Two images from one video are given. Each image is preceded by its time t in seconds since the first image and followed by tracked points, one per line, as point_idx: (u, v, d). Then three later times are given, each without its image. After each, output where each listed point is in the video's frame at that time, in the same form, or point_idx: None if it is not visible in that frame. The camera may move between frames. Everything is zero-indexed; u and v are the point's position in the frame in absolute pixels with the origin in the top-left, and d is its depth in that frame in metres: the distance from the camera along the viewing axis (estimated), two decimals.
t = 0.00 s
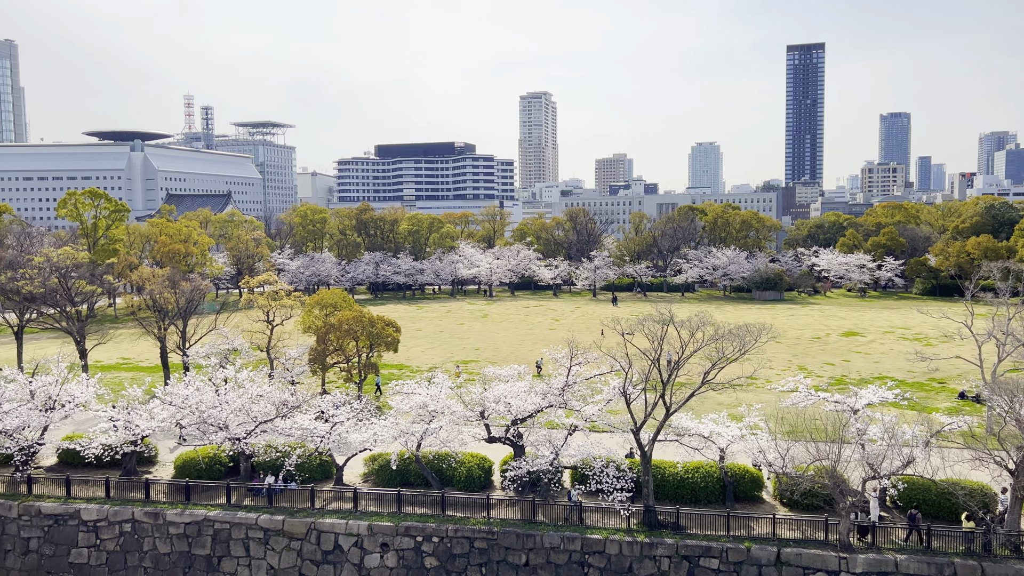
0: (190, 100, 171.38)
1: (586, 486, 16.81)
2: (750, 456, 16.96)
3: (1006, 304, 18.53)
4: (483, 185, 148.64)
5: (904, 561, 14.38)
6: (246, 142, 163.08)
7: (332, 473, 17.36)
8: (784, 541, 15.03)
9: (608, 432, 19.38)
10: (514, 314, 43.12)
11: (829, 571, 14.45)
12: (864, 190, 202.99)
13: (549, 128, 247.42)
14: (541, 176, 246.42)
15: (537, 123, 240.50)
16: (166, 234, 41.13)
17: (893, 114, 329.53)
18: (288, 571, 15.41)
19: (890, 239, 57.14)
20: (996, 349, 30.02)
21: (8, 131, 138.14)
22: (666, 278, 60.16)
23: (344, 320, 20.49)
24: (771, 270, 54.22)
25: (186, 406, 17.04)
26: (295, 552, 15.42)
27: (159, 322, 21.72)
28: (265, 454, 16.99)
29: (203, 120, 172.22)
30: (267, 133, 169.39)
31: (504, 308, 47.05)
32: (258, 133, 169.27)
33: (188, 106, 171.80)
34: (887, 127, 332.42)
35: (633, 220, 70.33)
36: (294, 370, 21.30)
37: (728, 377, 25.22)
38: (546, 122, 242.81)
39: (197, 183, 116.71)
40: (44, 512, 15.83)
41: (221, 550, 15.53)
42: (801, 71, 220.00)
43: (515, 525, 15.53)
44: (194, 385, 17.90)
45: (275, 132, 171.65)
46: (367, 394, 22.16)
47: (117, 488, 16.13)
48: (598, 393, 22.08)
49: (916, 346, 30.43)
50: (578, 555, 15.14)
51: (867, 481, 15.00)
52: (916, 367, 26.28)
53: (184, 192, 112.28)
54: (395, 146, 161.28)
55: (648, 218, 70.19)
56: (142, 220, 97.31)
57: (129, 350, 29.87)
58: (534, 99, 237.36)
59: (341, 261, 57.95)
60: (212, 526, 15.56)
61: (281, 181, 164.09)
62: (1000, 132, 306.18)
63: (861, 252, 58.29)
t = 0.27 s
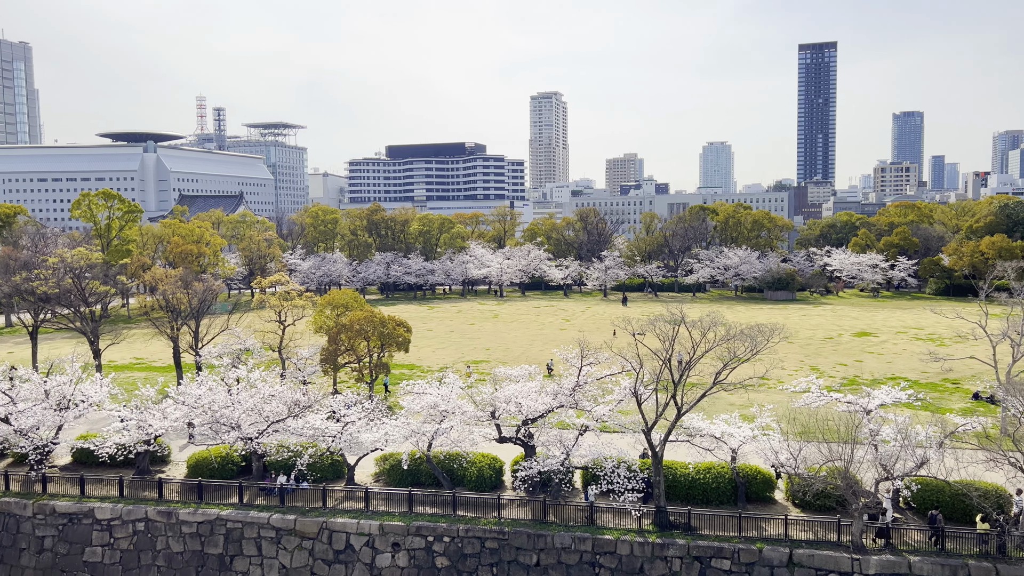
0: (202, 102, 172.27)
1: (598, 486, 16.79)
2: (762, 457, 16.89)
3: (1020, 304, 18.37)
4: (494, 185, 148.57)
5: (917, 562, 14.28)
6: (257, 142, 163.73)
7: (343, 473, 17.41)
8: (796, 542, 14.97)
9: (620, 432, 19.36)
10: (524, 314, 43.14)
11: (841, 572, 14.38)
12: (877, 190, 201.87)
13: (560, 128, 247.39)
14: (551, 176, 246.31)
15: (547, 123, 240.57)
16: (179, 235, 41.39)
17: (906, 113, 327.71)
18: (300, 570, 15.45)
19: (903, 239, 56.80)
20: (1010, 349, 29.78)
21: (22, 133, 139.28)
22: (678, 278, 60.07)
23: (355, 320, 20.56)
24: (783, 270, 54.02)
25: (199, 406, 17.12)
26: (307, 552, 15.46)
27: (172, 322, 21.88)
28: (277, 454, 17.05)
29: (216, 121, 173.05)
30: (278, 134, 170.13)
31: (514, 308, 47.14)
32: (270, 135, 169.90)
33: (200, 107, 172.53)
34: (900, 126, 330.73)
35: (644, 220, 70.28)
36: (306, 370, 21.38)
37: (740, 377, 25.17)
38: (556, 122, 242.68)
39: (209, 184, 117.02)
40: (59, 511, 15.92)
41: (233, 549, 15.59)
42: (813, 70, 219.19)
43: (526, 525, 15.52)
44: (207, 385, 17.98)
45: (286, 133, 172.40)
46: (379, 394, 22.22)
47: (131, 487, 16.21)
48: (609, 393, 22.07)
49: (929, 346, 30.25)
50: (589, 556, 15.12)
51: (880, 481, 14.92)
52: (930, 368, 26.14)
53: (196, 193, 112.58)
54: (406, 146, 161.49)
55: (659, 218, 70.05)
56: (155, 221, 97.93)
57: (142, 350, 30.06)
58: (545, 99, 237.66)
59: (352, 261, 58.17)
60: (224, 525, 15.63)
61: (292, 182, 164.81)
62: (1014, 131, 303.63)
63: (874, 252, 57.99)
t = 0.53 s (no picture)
0: (213, 103, 173.14)
1: (609, 487, 16.75)
2: (774, 458, 16.83)
3: None
4: (504, 185, 148.47)
5: (931, 564, 14.17)
6: (268, 143, 164.44)
7: (355, 472, 17.44)
8: (808, 543, 14.89)
9: (631, 432, 19.33)
10: (535, 314, 43.13)
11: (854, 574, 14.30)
12: (890, 189, 200.64)
13: (571, 128, 247.32)
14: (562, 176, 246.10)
15: (557, 123, 240.61)
16: (192, 235, 41.59)
17: (920, 112, 325.58)
18: (312, 569, 15.49)
19: (916, 238, 56.43)
20: None
21: (37, 134, 140.36)
22: (689, 278, 59.93)
23: (367, 320, 20.61)
24: (795, 270, 53.76)
25: (212, 405, 17.20)
26: (318, 551, 15.50)
27: (185, 322, 22.01)
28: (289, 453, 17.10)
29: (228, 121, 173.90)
30: (290, 134, 170.81)
31: (525, 308, 47.18)
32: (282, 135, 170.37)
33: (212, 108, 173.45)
34: (914, 126, 328.98)
35: (655, 219, 70.12)
36: (318, 369, 21.44)
37: (752, 378, 25.08)
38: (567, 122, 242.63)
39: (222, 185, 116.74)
40: (73, 509, 16.01)
41: (245, 548, 15.65)
42: (825, 69, 218.33)
43: (537, 525, 15.51)
44: (219, 384, 18.07)
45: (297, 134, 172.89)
46: (390, 394, 22.25)
47: (144, 485, 16.30)
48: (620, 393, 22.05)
49: (943, 346, 30.05)
50: (600, 556, 15.09)
51: (893, 482, 14.83)
52: (944, 368, 25.97)
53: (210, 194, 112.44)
54: (417, 146, 161.84)
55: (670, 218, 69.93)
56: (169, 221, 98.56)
57: (155, 349, 30.24)
58: (557, 99, 237.93)
59: (363, 261, 58.28)
60: (236, 524, 15.70)
61: (304, 182, 165.37)
62: None
63: (887, 252, 57.64)
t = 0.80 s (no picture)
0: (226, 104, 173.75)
1: (620, 487, 16.71)
2: (786, 459, 16.77)
3: None
4: (515, 185, 148.41)
5: (945, 566, 14.07)
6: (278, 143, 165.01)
7: (366, 471, 17.46)
8: (821, 544, 14.82)
9: (642, 433, 19.27)
10: (546, 314, 43.11)
11: None
12: (903, 189, 199.48)
13: (582, 127, 247.15)
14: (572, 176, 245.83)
15: (569, 123, 240.51)
16: (205, 235, 41.79)
17: (933, 112, 323.67)
18: (323, 568, 15.53)
19: (930, 238, 56.07)
20: None
21: (51, 135, 141.45)
22: (701, 278, 59.77)
23: (377, 320, 20.66)
24: (807, 270, 53.50)
25: (224, 404, 17.28)
26: (330, 550, 15.54)
27: (197, 322, 22.14)
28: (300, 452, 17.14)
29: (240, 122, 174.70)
30: (302, 135, 171.34)
31: (536, 308, 47.13)
32: (293, 136, 170.77)
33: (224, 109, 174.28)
34: (927, 125, 327.12)
35: (667, 219, 69.97)
36: (329, 369, 21.49)
37: (764, 378, 24.99)
38: (577, 122, 242.50)
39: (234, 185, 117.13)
40: (86, 507, 16.10)
41: (257, 546, 15.70)
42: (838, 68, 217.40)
43: (548, 525, 15.49)
44: (232, 384, 18.14)
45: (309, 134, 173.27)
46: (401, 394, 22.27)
47: (157, 484, 16.39)
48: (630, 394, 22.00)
49: (957, 347, 29.85)
50: (611, 556, 15.07)
51: (907, 484, 14.74)
52: (958, 369, 25.80)
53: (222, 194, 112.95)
54: (428, 146, 162.18)
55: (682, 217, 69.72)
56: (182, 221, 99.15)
57: (168, 349, 30.41)
58: (568, 98, 237.90)
59: (375, 261, 58.40)
60: (248, 522, 15.76)
61: (315, 182, 165.76)
62: None
63: (900, 252, 57.31)
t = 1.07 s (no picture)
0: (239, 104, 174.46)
1: (631, 487, 16.65)
2: (798, 460, 16.69)
3: None
4: (525, 185, 148.39)
5: (959, 569, 13.96)
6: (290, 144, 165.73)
7: (377, 471, 17.49)
8: (833, 546, 14.73)
9: (653, 433, 19.21)
10: (556, 314, 43.06)
11: None
12: (917, 189, 198.25)
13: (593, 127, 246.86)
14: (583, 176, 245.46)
15: (580, 123, 240.38)
16: (217, 235, 41.96)
17: (947, 112, 321.68)
18: (334, 567, 15.56)
19: (943, 239, 55.68)
20: None
21: (65, 136, 142.42)
22: (712, 278, 59.62)
23: (388, 320, 20.68)
24: (819, 270, 53.23)
25: (236, 403, 17.35)
26: (341, 549, 15.58)
27: (209, 321, 22.24)
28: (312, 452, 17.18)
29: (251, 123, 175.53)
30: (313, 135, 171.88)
31: (547, 308, 47.10)
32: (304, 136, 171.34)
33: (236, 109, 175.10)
34: (940, 125, 324.94)
35: (678, 219, 69.81)
36: (340, 368, 21.53)
37: (776, 379, 24.88)
38: (588, 122, 242.32)
39: (246, 185, 117.83)
40: (100, 505, 16.18)
41: (269, 545, 15.74)
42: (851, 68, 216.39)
43: (559, 525, 15.47)
44: (244, 383, 18.21)
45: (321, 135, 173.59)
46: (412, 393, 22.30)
47: (170, 483, 16.47)
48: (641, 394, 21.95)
49: (971, 348, 29.61)
50: (622, 557, 15.04)
51: (920, 486, 14.63)
52: (972, 370, 25.60)
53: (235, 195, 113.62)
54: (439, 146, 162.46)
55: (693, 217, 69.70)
56: (195, 222, 99.63)
57: (181, 348, 30.57)
58: (579, 99, 237.93)
59: (385, 261, 58.48)
60: (260, 521, 15.82)
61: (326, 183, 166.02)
62: None
63: (913, 252, 56.97)
